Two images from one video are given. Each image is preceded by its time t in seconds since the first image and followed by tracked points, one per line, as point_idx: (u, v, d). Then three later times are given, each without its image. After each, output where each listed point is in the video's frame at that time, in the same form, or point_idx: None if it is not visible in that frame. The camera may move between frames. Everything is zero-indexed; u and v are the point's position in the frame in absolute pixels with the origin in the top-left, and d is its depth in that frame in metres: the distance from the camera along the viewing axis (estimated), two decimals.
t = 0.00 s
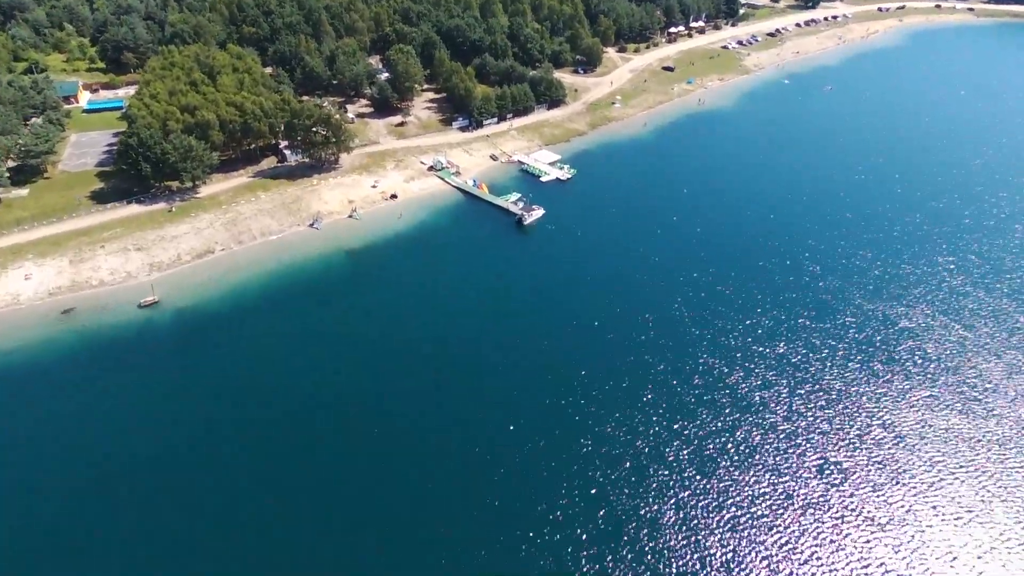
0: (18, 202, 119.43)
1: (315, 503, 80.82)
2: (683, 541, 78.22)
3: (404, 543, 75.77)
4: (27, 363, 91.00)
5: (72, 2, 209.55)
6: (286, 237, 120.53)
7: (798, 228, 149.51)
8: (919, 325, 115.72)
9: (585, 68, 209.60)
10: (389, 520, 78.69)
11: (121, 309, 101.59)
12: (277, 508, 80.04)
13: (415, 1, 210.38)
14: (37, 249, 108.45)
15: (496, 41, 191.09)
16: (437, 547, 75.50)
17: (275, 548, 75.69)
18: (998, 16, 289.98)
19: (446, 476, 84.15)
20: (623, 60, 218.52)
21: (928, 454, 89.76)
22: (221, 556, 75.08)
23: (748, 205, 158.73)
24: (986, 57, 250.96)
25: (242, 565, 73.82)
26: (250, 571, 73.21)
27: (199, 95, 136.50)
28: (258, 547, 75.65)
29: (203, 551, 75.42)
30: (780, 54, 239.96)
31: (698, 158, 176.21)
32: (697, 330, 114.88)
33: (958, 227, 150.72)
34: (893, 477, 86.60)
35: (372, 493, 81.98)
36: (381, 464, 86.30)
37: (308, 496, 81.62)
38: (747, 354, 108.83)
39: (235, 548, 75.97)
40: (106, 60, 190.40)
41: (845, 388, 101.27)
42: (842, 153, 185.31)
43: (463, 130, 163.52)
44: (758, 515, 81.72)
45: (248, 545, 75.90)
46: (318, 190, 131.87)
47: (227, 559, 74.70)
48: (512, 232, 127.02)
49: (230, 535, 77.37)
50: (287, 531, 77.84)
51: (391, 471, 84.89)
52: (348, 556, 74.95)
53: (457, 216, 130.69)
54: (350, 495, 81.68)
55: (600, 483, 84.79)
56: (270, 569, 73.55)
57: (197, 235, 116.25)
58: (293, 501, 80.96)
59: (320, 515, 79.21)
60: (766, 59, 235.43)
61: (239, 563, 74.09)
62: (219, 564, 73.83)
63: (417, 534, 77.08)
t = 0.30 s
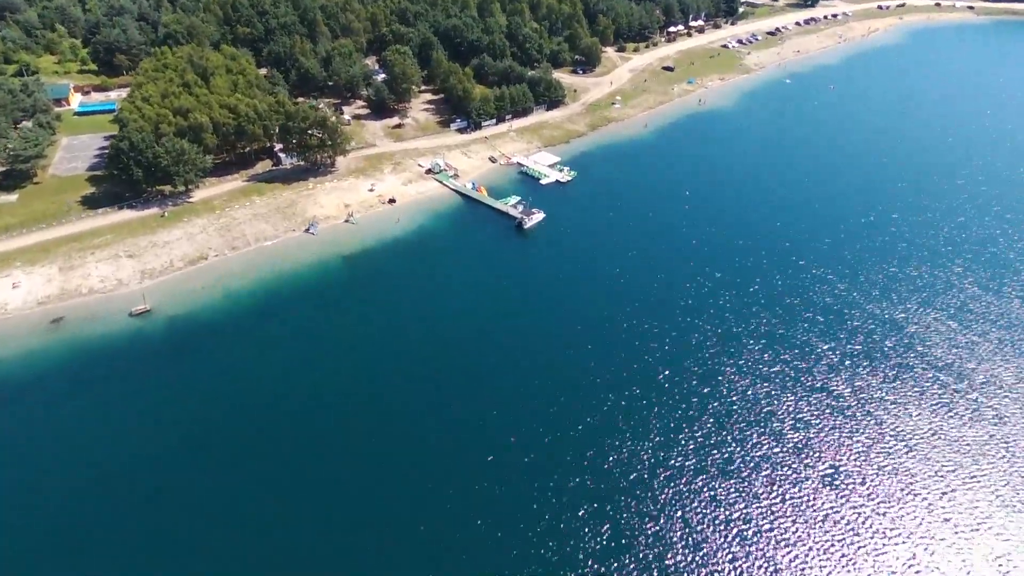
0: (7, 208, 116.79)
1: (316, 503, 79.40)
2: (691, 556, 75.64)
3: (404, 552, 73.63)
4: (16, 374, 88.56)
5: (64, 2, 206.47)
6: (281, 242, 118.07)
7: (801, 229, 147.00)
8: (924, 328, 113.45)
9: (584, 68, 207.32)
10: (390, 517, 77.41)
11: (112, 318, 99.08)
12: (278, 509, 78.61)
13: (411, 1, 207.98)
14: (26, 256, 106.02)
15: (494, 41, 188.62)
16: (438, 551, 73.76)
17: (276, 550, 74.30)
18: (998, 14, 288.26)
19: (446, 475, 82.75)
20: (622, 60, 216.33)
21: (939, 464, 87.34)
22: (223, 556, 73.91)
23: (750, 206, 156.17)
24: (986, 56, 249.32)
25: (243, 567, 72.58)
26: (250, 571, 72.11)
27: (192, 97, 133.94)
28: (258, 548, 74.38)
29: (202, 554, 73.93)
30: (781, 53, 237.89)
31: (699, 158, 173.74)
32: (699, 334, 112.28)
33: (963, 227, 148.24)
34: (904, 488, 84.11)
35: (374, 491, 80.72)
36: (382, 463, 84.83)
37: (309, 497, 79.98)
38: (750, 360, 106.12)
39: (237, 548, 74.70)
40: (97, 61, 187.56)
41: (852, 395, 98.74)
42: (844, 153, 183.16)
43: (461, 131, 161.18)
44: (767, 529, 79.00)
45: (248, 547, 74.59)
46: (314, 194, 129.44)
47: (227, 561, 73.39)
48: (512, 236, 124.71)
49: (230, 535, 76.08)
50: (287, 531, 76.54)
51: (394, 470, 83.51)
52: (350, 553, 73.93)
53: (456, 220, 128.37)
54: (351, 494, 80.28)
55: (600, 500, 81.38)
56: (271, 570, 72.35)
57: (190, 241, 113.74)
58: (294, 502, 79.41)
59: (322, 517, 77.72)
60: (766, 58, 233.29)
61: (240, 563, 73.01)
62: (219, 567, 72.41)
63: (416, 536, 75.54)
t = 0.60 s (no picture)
0: None
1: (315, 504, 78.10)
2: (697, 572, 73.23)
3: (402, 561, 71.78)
4: None
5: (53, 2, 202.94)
6: (275, 248, 115.37)
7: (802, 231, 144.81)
8: (930, 331, 111.24)
9: (581, 69, 205.10)
10: (390, 516, 76.51)
11: (100, 328, 96.27)
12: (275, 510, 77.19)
13: (407, 2, 205.41)
14: (12, 264, 103.20)
15: (491, 42, 186.15)
16: (437, 554, 72.35)
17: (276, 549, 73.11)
18: (996, 13, 287.15)
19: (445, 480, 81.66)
20: (620, 60, 214.21)
21: (950, 475, 85.02)
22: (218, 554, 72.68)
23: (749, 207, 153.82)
24: (985, 55, 248.04)
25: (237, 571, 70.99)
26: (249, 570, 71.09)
27: (183, 100, 131.18)
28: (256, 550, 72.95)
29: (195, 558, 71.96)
30: (779, 53, 236.10)
31: (699, 159, 171.55)
32: (700, 340, 109.69)
33: (965, 228, 146.21)
34: (913, 499, 81.97)
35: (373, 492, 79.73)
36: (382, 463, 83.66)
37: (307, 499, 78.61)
38: (753, 367, 103.66)
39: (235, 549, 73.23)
40: (87, 63, 184.38)
41: (859, 403, 96.28)
42: (846, 153, 181.32)
43: (458, 133, 158.77)
44: (777, 546, 76.45)
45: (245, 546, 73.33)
46: (308, 199, 126.83)
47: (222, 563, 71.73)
48: (510, 241, 122.36)
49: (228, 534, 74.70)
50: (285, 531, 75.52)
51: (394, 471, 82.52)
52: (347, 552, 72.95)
53: (453, 224, 125.97)
54: (350, 494, 79.38)
55: (602, 517, 78.12)
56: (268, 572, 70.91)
57: (181, 248, 111.02)
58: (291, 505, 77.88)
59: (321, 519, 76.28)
60: (766, 58, 231.46)
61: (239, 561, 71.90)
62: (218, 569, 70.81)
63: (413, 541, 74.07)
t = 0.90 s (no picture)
0: None
1: (314, 500, 78.35)
2: None
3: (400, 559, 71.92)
4: None
5: (44, 2, 199.70)
6: (268, 255, 112.77)
7: (805, 233, 142.57)
8: (935, 336, 109.39)
9: (580, 69, 202.75)
10: (390, 513, 76.64)
11: (88, 338, 93.63)
12: (273, 508, 77.36)
13: (403, 2, 202.86)
14: None
15: (489, 42, 183.65)
16: (437, 553, 72.46)
17: (273, 543, 73.71)
18: (996, 12, 285.64)
19: (445, 479, 81.25)
20: (619, 60, 211.96)
21: (957, 483, 83.18)
22: (215, 548, 73.14)
23: (751, 210, 151.42)
24: (986, 54, 246.48)
25: (234, 566, 71.35)
26: (247, 562, 71.62)
27: (174, 103, 128.50)
28: (254, 543, 73.48)
29: (191, 552, 72.46)
30: (779, 53, 234.12)
31: (700, 161, 169.24)
32: (702, 347, 107.40)
33: (969, 229, 144.26)
34: (917, 507, 80.33)
35: (372, 487, 79.91)
36: (380, 461, 83.70)
37: (304, 497, 78.68)
38: (756, 374, 101.42)
39: (232, 542, 73.70)
40: (78, 64, 181.26)
41: (861, 409, 94.54)
42: (847, 154, 179.28)
43: (456, 135, 156.32)
44: (783, 560, 74.33)
45: (242, 540, 73.84)
46: (303, 203, 124.23)
47: (218, 557, 72.11)
48: (510, 246, 119.98)
49: (225, 529, 75.06)
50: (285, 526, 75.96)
51: (393, 468, 82.53)
52: (346, 548, 73.49)
53: (452, 229, 123.58)
54: (349, 492, 79.46)
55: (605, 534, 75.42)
56: (264, 567, 71.24)
57: (173, 255, 108.36)
58: (289, 502, 77.95)
59: (320, 515, 76.67)
60: (765, 58, 229.47)
61: (236, 553, 72.45)
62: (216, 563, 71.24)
63: (414, 540, 73.96)
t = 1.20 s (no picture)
0: None
1: (314, 498, 78.55)
2: None
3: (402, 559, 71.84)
4: None
5: (34, 3, 196.41)
6: (262, 261, 110.20)
7: (808, 235, 140.26)
8: (945, 340, 106.79)
9: (578, 70, 200.42)
10: (390, 513, 76.58)
11: (76, 349, 90.97)
12: (273, 508, 77.37)
13: (399, 2, 200.29)
14: None
15: (486, 42, 181.19)
16: (437, 553, 72.27)
17: (274, 540, 74.03)
18: (995, 11, 284.43)
19: (445, 479, 80.70)
20: (618, 60, 209.77)
21: (956, 487, 81.98)
22: (215, 548, 73.25)
23: (753, 212, 149.06)
24: (986, 53, 244.93)
25: (233, 568, 71.27)
26: (247, 562, 71.70)
27: (166, 105, 125.75)
28: (255, 541, 73.76)
29: (191, 553, 72.47)
30: (779, 53, 232.28)
31: (701, 162, 166.94)
32: (706, 353, 104.95)
33: (973, 229, 142.47)
34: (917, 513, 78.96)
35: (372, 486, 79.95)
36: (380, 461, 83.30)
37: (304, 496, 78.69)
38: (763, 382, 98.91)
39: (233, 541, 73.86)
40: (68, 66, 178.27)
41: (858, 412, 93.10)
42: (848, 155, 177.19)
43: (453, 138, 153.87)
44: (784, 571, 72.63)
45: (242, 538, 74.06)
46: (298, 208, 121.68)
47: (219, 555, 72.43)
48: (510, 251, 117.72)
49: (225, 528, 75.22)
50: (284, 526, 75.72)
51: (395, 467, 82.36)
52: (346, 547, 73.50)
53: (450, 233, 121.18)
54: (350, 490, 79.44)
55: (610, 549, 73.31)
56: (264, 567, 71.28)
57: (164, 262, 105.72)
58: (289, 502, 77.89)
59: (320, 515, 76.62)
60: (765, 58, 227.52)
61: (236, 550, 72.86)
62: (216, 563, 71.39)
63: (414, 540, 73.84)
